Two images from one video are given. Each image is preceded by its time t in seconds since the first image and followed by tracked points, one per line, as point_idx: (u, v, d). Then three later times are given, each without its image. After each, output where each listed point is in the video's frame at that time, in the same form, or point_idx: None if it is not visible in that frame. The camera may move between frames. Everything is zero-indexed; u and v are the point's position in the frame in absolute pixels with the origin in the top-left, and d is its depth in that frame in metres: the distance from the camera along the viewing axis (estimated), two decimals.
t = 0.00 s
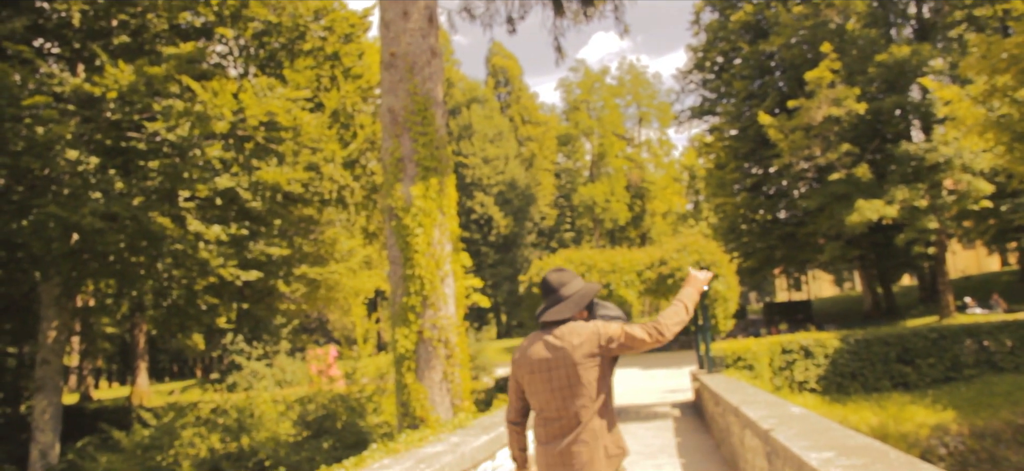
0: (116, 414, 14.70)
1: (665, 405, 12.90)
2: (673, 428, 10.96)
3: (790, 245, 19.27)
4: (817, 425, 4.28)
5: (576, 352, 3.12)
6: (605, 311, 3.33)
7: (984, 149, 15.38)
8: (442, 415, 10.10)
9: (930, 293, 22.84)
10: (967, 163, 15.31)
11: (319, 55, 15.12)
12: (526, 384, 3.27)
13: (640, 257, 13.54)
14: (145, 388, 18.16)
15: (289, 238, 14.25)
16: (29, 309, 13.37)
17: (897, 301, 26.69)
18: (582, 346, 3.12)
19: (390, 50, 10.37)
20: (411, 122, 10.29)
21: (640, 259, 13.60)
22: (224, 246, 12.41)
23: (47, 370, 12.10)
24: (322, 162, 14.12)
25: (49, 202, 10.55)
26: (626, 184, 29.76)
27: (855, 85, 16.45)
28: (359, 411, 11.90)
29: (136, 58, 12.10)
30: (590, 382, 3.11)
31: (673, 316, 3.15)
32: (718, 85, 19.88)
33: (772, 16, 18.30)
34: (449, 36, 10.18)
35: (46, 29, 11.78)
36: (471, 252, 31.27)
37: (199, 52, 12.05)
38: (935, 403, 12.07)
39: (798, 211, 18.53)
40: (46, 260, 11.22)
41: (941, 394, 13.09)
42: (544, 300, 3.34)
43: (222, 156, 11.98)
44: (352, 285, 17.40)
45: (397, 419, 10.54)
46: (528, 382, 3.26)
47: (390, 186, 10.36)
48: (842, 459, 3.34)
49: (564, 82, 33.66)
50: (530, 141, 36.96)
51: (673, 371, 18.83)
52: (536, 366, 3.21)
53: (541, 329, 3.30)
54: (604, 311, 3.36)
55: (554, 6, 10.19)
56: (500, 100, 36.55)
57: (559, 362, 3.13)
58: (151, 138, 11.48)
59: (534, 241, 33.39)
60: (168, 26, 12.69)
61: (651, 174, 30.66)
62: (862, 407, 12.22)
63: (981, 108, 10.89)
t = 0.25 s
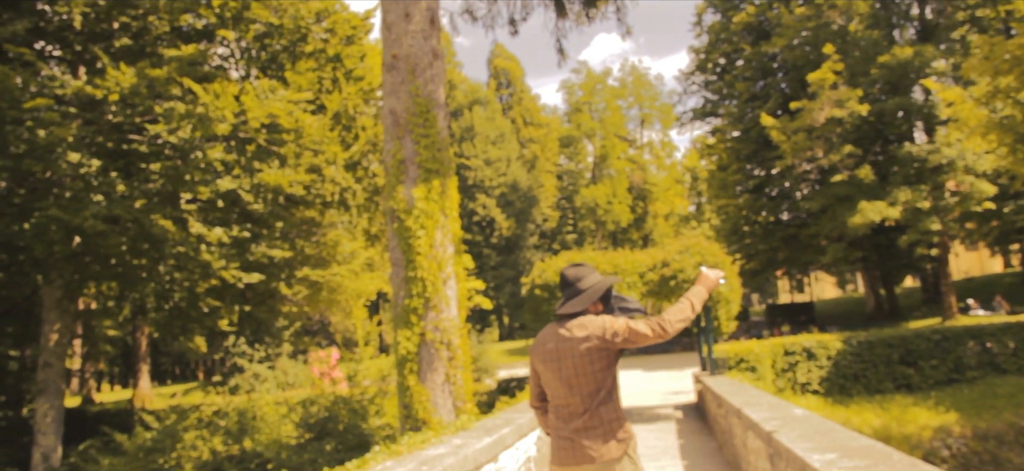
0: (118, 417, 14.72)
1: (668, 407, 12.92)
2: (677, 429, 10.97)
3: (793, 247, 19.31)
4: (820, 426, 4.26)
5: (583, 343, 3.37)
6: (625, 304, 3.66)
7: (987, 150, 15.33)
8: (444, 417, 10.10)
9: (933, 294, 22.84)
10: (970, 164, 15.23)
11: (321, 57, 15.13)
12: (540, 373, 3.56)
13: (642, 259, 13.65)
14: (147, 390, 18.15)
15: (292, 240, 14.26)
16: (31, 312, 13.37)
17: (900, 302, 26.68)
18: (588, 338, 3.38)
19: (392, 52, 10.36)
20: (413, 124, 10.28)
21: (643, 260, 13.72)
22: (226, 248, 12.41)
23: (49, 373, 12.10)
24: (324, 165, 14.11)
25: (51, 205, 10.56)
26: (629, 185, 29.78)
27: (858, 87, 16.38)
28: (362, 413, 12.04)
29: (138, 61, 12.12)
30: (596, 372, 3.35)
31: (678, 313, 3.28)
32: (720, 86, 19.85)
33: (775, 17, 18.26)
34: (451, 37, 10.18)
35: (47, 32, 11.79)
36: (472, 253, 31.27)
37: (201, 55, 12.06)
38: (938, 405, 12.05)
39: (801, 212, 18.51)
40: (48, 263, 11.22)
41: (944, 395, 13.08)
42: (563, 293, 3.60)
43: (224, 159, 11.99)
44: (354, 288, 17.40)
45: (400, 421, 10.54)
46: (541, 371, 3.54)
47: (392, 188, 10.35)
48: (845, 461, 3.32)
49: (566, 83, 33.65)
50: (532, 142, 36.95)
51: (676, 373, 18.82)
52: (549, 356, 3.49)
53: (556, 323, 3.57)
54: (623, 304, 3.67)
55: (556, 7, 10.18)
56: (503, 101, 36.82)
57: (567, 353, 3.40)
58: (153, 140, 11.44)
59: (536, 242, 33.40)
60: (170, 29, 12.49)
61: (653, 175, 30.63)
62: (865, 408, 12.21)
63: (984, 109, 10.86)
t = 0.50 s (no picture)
0: (117, 416, 14.67)
1: (668, 405, 12.87)
2: (677, 427, 10.92)
3: (794, 243, 19.33)
4: (821, 424, 4.20)
5: (612, 353, 3.48)
6: (649, 316, 3.69)
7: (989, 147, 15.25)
8: (444, 415, 10.04)
9: (934, 291, 22.80)
10: (972, 160, 15.22)
11: (320, 54, 15.13)
12: (570, 379, 3.67)
13: (642, 256, 13.84)
14: (145, 389, 18.10)
15: (291, 238, 14.22)
16: (29, 311, 13.31)
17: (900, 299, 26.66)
18: (617, 347, 3.48)
19: (390, 49, 10.30)
20: (412, 121, 10.22)
21: (644, 258, 13.85)
22: (225, 246, 12.34)
23: (47, 372, 12.05)
24: (323, 163, 14.03)
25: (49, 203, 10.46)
26: (629, 183, 29.75)
27: (859, 83, 16.17)
28: (361, 412, 12.08)
29: (136, 58, 12.08)
30: (624, 380, 3.45)
31: (705, 326, 3.32)
32: (721, 84, 19.79)
33: (776, 14, 18.21)
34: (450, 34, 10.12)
35: (44, 29, 11.64)
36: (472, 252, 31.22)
37: (199, 52, 12.03)
38: (939, 402, 12.01)
39: (801, 210, 18.47)
40: (46, 262, 11.15)
41: (946, 393, 13.04)
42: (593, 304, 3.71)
43: (222, 156, 11.94)
44: (353, 286, 17.35)
45: (399, 420, 10.49)
46: (571, 377, 3.65)
47: (392, 185, 10.30)
48: (846, 458, 3.26)
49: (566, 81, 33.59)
50: (531, 140, 36.88)
51: (676, 370, 18.79)
52: (579, 363, 3.59)
53: (587, 332, 3.68)
54: (648, 315, 3.71)
55: (556, 4, 10.13)
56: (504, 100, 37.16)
57: (596, 360, 3.51)
58: (151, 138, 11.33)
59: (535, 240, 33.37)
60: (167, 26, 12.65)
61: (654, 173, 30.59)
62: (867, 406, 12.16)
63: (986, 105, 10.79)
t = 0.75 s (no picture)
0: (116, 414, 14.66)
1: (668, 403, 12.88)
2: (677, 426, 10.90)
3: (794, 241, 18.35)
4: (821, 423, 4.18)
5: (644, 347, 4.13)
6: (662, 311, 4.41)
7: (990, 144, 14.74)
8: (444, 414, 10.00)
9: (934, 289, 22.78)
10: (973, 158, 14.73)
11: (319, 52, 15.10)
12: (602, 369, 4.32)
13: (642, 255, 13.91)
14: (145, 387, 18.09)
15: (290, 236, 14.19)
16: (28, 309, 13.28)
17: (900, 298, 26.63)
18: (651, 339, 4.13)
19: (389, 47, 10.26)
20: (411, 119, 10.19)
21: (644, 256, 13.86)
22: (224, 244, 12.33)
23: (46, 370, 12.04)
24: (323, 161, 14.12)
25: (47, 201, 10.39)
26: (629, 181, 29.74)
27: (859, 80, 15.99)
28: (360, 409, 12.08)
29: (135, 55, 12.06)
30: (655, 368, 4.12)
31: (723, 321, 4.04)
32: (721, 81, 19.76)
33: (776, 11, 18.15)
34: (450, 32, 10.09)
35: (43, 27, 11.60)
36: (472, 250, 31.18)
37: (198, 50, 12.03)
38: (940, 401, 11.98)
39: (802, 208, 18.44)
40: (44, 260, 11.10)
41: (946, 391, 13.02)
42: (621, 299, 4.34)
43: (222, 154, 11.90)
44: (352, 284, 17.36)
45: (399, 418, 10.47)
46: (604, 365, 4.28)
47: (391, 183, 10.29)
48: (846, 457, 3.24)
49: (566, 78, 33.53)
50: (531, 138, 36.89)
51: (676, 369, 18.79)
52: (612, 355, 4.24)
53: (617, 325, 4.32)
54: (661, 310, 4.41)
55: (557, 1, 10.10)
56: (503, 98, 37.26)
57: (632, 350, 4.16)
58: (149, 136, 11.23)
59: (535, 238, 33.36)
60: (166, 23, 12.63)
61: (654, 171, 30.57)
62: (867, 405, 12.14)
63: (987, 103, 10.75)
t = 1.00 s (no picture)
0: (116, 414, 14.63)
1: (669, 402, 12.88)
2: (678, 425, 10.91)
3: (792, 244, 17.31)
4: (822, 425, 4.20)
5: (662, 345, 4.53)
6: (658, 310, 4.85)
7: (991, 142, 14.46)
8: (444, 413, 9.99)
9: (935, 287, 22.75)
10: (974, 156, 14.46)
11: (319, 50, 15.05)
12: (614, 364, 4.66)
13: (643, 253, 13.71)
14: (145, 387, 18.06)
15: (290, 235, 14.17)
16: (28, 309, 13.27)
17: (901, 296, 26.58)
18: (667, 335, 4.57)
19: (389, 46, 10.23)
20: (411, 118, 10.16)
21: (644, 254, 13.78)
22: (223, 243, 12.32)
23: (46, 369, 12.03)
24: (322, 160, 14.12)
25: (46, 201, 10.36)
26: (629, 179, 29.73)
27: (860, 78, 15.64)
28: (361, 409, 12.04)
29: (134, 55, 12.03)
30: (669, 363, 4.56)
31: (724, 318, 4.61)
32: (722, 79, 19.70)
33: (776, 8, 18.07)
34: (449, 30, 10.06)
35: (42, 26, 11.61)
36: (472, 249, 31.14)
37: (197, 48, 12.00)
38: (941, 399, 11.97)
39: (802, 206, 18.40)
40: (43, 259, 11.09)
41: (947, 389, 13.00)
42: (629, 298, 4.70)
43: (221, 153, 11.88)
44: (352, 283, 17.33)
45: (399, 417, 10.45)
46: (618, 362, 4.63)
47: (391, 182, 10.27)
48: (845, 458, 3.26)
49: (566, 77, 33.49)
50: (531, 136, 36.82)
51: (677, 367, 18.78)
52: (628, 352, 4.59)
53: (627, 323, 4.68)
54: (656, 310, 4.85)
55: None
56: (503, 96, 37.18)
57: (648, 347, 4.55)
58: (149, 135, 11.29)
59: (535, 237, 33.28)
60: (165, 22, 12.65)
61: (654, 169, 30.52)
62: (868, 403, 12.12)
63: (988, 100, 10.70)
